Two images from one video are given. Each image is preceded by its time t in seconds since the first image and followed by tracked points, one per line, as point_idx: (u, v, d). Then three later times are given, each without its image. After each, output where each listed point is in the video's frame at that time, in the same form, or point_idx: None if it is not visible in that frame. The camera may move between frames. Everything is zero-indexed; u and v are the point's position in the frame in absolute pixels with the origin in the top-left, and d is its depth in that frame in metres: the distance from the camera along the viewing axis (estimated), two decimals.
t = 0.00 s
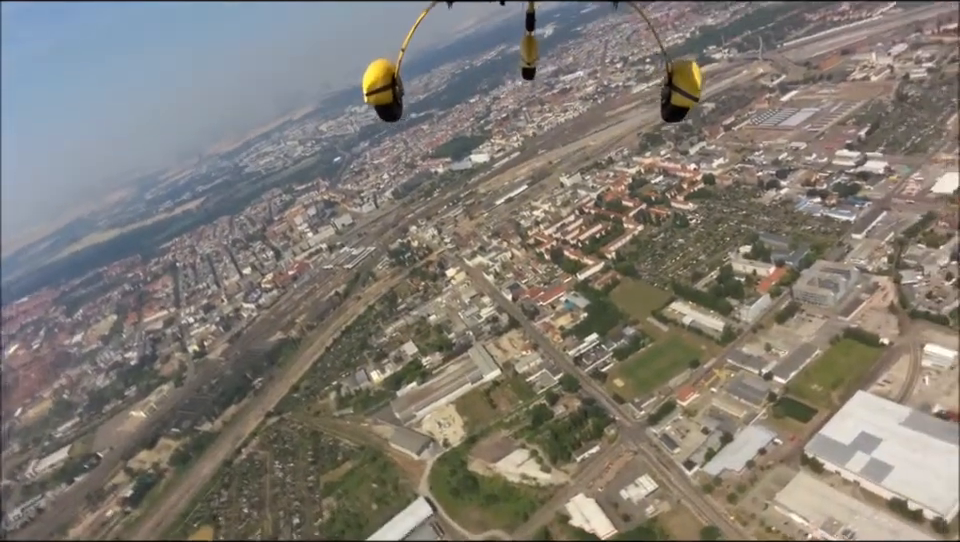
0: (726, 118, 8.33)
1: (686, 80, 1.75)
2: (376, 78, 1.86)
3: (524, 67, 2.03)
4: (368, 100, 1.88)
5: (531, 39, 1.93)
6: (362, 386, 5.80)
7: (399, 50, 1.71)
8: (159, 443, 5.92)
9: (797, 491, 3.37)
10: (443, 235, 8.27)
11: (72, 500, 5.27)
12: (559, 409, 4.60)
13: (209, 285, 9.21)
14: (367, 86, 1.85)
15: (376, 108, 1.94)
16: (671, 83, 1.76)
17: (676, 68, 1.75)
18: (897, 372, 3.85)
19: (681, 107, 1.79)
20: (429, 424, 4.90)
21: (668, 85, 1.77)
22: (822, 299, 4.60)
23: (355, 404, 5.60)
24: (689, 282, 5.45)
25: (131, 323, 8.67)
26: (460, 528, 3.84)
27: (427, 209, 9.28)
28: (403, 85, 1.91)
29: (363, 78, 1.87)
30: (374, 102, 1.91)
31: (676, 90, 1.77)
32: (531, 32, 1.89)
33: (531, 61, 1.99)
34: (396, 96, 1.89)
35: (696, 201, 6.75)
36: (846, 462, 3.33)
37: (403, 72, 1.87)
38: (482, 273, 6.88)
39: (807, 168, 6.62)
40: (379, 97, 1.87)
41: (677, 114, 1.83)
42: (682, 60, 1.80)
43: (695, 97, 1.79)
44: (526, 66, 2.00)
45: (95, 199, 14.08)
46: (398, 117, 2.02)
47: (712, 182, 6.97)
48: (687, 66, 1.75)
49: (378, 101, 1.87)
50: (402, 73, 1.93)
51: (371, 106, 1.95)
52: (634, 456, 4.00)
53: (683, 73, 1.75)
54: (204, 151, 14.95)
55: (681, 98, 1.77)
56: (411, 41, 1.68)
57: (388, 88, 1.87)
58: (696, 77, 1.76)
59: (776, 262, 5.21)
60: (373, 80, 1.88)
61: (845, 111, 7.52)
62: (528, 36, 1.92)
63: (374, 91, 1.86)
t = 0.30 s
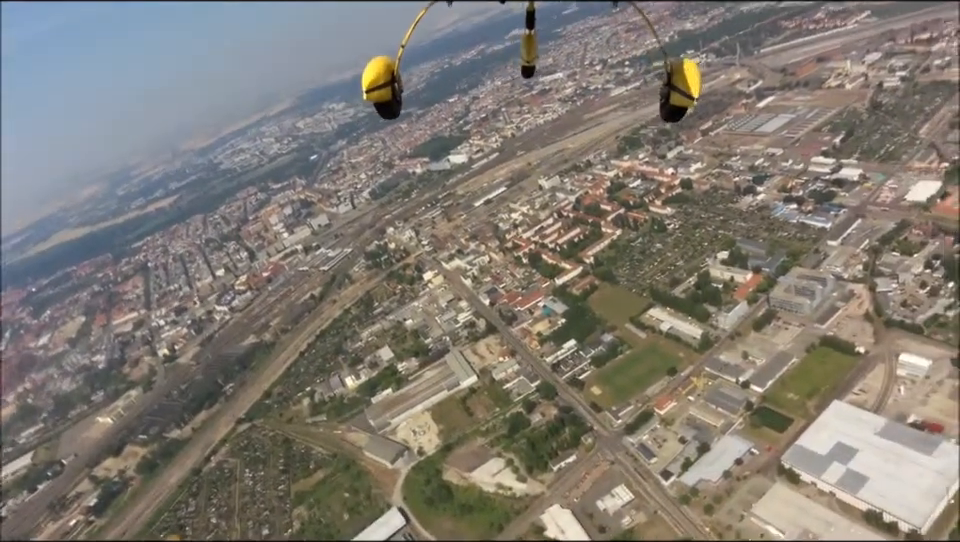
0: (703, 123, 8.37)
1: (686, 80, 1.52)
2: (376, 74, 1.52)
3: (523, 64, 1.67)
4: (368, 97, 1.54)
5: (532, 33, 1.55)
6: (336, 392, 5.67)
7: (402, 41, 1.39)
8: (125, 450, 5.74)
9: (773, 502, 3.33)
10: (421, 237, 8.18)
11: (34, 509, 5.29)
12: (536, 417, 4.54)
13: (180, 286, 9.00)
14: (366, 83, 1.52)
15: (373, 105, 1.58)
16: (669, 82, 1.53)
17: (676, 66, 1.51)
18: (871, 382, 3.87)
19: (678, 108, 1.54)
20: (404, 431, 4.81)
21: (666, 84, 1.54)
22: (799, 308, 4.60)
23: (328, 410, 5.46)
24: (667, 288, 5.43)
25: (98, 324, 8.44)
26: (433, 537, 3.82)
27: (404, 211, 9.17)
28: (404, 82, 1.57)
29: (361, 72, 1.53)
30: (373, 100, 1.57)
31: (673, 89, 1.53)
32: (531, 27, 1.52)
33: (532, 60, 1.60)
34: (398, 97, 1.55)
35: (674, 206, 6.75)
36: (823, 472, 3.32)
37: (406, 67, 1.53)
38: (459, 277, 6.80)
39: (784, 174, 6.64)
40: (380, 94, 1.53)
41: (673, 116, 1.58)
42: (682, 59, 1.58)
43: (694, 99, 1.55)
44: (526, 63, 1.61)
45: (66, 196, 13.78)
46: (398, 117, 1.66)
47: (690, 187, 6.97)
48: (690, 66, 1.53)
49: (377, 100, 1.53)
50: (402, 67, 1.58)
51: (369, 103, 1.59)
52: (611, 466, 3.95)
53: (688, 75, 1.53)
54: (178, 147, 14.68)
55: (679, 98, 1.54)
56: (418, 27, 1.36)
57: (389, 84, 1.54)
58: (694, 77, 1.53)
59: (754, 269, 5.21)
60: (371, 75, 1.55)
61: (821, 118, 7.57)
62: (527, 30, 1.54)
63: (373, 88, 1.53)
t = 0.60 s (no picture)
0: (681, 131, 8.42)
1: (685, 80, 1.67)
2: (376, 73, 1.72)
3: (524, 65, 1.87)
4: (369, 96, 1.73)
5: (531, 36, 1.76)
6: (312, 401, 5.55)
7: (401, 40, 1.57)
8: (93, 462, 5.57)
9: (755, 514, 3.29)
10: (399, 243, 8.08)
11: None
12: (516, 427, 4.48)
13: (153, 291, 8.78)
14: (367, 82, 1.71)
15: (374, 105, 1.80)
16: (668, 82, 1.68)
17: (675, 66, 1.67)
18: (850, 390, 3.89)
19: (679, 108, 1.70)
20: (382, 442, 4.71)
21: (666, 85, 1.69)
22: (777, 315, 4.62)
23: (304, 420, 5.34)
24: (646, 296, 5.41)
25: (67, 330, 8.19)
26: None
27: (382, 216, 9.07)
28: (404, 81, 1.77)
29: (362, 73, 1.73)
30: (372, 99, 1.76)
31: (674, 90, 1.69)
32: (531, 31, 1.74)
33: (531, 59, 1.82)
34: (397, 93, 1.74)
35: (652, 213, 6.75)
36: (804, 484, 3.31)
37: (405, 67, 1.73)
38: (438, 283, 6.73)
39: (761, 182, 6.68)
40: (378, 94, 1.73)
41: (677, 116, 1.74)
42: (680, 60, 1.73)
43: (694, 99, 1.70)
44: (527, 64, 1.84)
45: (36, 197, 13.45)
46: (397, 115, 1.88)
47: (669, 194, 6.99)
48: (688, 66, 1.67)
49: (376, 98, 1.72)
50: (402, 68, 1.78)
51: (370, 103, 1.80)
52: (591, 477, 3.90)
53: (686, 75, 1.67)
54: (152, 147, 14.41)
55: (679, 99, 1.69)
56: (415, 29, 1.54)
57: (388, 82, 1.73)
58: (696, 78, 1.67)
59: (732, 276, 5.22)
60: (372, 75, 1.74)
61: (797, 127, 7.65)
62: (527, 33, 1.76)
63: (374, 87, 1.73)
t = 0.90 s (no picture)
0: (665, 135, 8.40)
1: (682, 81, 1.68)
2: (375, 71, 1.67)
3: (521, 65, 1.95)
4: (366, 95, 1.68)
5: (529, 35, 1.84)
6: (295, 415, 5.42)
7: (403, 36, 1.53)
8: (71, 482, 5.33)
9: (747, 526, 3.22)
10: (383, 251, 7.98)
11: None
12: (502, 440, 4.39)
13: (132, 304, 8.60)
14: (365, 80, 1.66)
15: (372, 104, 1.75)
16: (666, 83, 1.69)
17: (673, 68, 1.68)
18: (839, 397, 3.86)
19: (677, 108, 1.70)
20: (367, 457, 4.59)
21: (663, 86, 1.70)
22: (764, 320, 4.58)
23: (287, 435, 5.21)
24: (632, 302, 5.36)
25: (44, 344, 7.98)
26: None
27: (365, 224, 8.96)
28: (401, 80, 1.72)
29: (359, 71, 1.68)
30: (370, 97, 1.72)
31: (672, 91, 1.69)
32: (529, 30, 1.81)
33: (529, 58, 1.89)
34: (395, 92, 1.69)
35: (637, 218, 6.71)
36: (796, 494, 3.25)
37: (403, 66, 1.69)
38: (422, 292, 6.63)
39: (746, 186, 6.66)
40: (376, 92, 1.68)
41: (674, 116, 1.75)
42: (677, 62, 1.74)
43: (692, 100, 1.71)
44: (525, 62, 1.91)
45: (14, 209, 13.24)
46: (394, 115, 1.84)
47: (653, 199, 6.95)
48: (686, 67, 1.69)
49: (374, 96, 1.67)
50: (400, 68, 1.75)
51: (367, 102, 1.75)
52: (580, 490, 3.82)
53: (682, 75, 1.68)
54: (134, 157, 14.22)
55: (676, 99, 1.69)
56: (417, 23, 1.51)
57: (386, 81, 1.68)
58: (694, 80, 1.68)
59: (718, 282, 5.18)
60: (369, 74, 1.70)
61: (780, 130, 7.65)
62: (527, 33, 1.85)
63: (372, 85, 1.67)
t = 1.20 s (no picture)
0: (653, 138, 8.35)
1: (680, 82, 1.67)
2: (371, 70, 1.74)
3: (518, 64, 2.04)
4: (364, 93, 1.75)
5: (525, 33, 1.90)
6: (289, 435, 5.29)
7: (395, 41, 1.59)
8: (63, 509, 5.34)
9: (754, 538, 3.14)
10: (374, 266, 7.89)
11: None
12: (500, 454, 4.26)
13: (123, 327, 8.46)
14: (360, 79, 1.73)
15: (370, 101, 1.82)
16: (664, 83, 1.69)
17: (671, 69, 1.67)
18: (841, 400, 3.78)
19: (673, 108, 1.71)
20: (362, 477, 4.46)
21: (661, 85, 1.70)
22: (763, 325, 4.53)
23: (281, 456, 5.07)
24: (628, 310, 5.28)
25: (34, 370, 7.83)
26: None
27: (355, 238, 8.88)
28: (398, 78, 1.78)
29: (356, 69, 1.75)
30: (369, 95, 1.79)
31: (669, 91, 1.69)
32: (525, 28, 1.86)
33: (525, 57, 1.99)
34: (391, 90, 1.76)
35: (629, 223, 6.65)
36: (802, 504, 3.18)
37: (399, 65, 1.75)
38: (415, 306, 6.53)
39: (737, 188, 6.61)
40: (372, 90, 1.75)
41: (670, 115, 1.76)
42: (677, 61, 1.73)
43: (689, 100, 1.71)
44: (522, 61, 2.14)
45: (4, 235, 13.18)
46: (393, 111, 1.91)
47: (644, 204, 6.90)
48: (685, 68, 1.67)
49: (371, 94, 1.75)
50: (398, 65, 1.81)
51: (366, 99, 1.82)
52: (581, 505, 3.72)
53: (681, 76, 1.67)
54: (124, 178, 14.12)
55: (673, 99, 1.69)
56: (409, 26, 1.56)
57: (383, 80, 1.75)
58: (691, 80, 1.67)
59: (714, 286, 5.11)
60: (366, 73, 1.77)
61: (768, 129, 7.62)
62: (524, 32, 2.04)
63: (368, 83, 1.74)
